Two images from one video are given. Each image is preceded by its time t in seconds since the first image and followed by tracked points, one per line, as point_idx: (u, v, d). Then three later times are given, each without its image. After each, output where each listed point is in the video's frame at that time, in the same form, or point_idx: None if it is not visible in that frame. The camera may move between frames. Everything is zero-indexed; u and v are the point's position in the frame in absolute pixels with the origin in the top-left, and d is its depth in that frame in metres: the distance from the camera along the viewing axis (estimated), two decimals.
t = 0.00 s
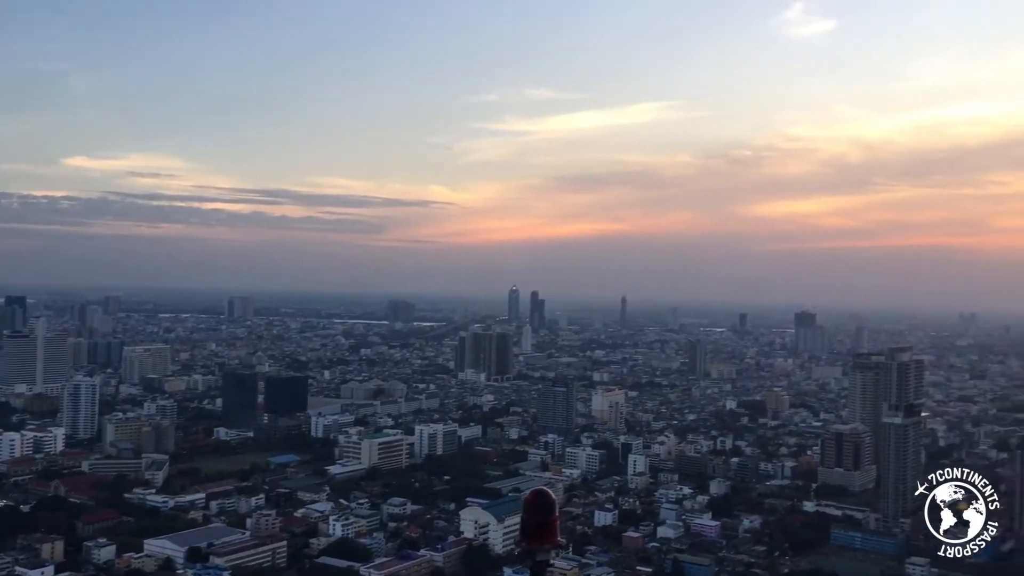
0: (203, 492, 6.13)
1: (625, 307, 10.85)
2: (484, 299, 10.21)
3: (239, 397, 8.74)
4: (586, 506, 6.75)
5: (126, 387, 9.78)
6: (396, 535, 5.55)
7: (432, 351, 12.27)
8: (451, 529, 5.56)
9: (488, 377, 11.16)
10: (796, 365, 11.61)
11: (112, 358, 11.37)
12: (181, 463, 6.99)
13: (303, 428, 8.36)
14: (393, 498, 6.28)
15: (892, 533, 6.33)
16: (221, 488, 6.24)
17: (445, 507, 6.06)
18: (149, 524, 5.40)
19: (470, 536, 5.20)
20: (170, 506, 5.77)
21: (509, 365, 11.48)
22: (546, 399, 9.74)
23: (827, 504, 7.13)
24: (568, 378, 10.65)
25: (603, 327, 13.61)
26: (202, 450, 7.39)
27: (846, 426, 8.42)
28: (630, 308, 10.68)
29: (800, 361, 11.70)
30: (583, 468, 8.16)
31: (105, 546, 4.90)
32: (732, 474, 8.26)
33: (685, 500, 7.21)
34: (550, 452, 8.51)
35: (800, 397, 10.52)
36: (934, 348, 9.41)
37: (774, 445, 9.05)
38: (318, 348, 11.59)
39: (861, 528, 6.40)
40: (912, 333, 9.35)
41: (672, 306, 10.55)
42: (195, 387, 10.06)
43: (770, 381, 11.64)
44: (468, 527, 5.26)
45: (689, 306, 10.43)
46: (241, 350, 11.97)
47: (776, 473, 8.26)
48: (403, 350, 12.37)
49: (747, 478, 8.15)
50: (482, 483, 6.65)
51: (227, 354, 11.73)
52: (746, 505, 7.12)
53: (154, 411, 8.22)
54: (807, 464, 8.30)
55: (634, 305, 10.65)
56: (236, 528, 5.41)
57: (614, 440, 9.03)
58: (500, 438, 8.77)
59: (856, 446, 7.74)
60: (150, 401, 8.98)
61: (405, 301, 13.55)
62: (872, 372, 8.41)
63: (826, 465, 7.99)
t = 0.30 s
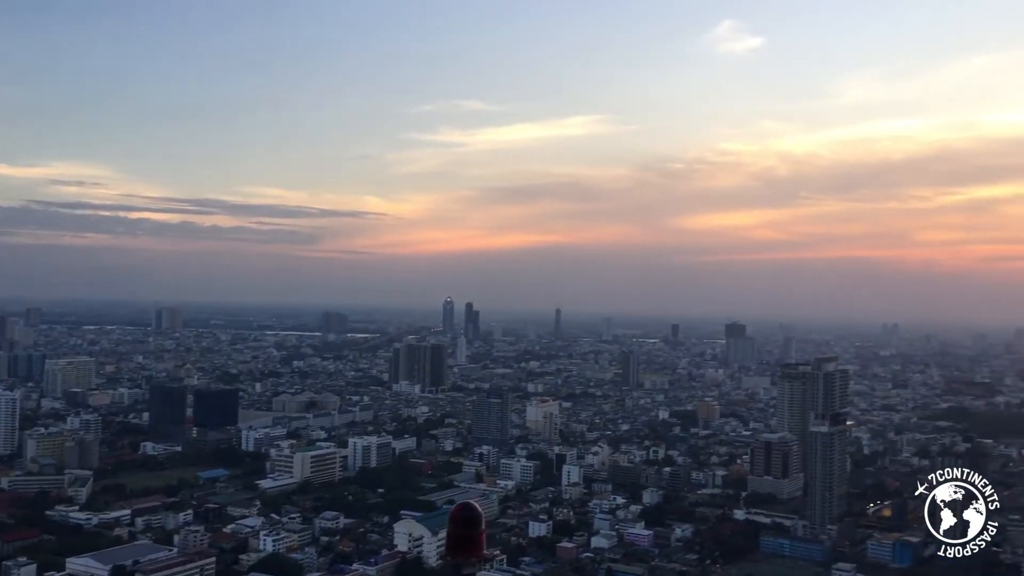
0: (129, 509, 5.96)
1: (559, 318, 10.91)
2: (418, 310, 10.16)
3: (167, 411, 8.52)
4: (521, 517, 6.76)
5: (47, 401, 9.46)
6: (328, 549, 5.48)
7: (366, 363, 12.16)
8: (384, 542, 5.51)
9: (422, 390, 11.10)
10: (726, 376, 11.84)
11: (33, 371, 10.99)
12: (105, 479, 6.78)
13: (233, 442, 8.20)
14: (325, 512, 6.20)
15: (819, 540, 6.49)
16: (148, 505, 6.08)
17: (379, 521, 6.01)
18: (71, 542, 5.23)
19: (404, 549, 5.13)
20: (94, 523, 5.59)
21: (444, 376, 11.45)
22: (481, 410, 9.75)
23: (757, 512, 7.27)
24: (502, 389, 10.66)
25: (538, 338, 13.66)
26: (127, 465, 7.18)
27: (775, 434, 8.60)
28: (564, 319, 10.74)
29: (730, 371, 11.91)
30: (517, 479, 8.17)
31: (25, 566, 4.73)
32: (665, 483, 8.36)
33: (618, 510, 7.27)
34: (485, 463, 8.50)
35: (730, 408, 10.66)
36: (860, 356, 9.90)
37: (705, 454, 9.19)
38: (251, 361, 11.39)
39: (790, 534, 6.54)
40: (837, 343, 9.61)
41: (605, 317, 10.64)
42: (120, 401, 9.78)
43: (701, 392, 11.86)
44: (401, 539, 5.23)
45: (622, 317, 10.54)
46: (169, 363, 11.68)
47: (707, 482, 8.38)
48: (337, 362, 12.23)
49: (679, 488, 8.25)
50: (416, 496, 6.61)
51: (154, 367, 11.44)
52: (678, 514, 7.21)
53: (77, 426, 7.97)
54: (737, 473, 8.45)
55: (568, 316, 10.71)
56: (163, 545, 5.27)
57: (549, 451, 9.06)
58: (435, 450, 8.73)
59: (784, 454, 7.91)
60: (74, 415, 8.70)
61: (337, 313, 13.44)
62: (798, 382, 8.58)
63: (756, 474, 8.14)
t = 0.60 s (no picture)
0: (48, 523, 5.77)
1: (492, 327, 10.92)
2: (350, 319, 10.06)
3: (88, 423, 8.25)
4: (453, 527, 6.74)
5: None
6: (257, 562, 5.38)
7: (296, 372, 11.99)
8: (314, 553, 5.43)
9: (354, 399, 11.01)
10: (656, 383, 12.03)
11: None
12: (23, 493, 6.55)
13: (158, 453, 8.00)
14: (253, 524, 6.09)
15: (747, 544, 6.62)
16: (68, 519, 5.89)
17: (309, 532, 5.92)
18: None
19: (335, 560, 5.06)
20: (10, 539, 5.38)
21: (376, 385, 11.38)
22: (414, 419, 9.71)
23: (687, 518, 7.37)
24: (435, 398, 10.61)
25: (470, 347, 13.65)
26: (46, 478, 6.94)
27: (704, 441, 8.75)
28: (497, 327, 10.75)
29: (661, 379, 12.08)
30: (450, 488, 8.15)
31: None
32: (596, 490, 8.43)
33: (550, 518, 7.30)
34: (417, 473, 8.45)
35: (662, 416, 10.84)
36: (785, 364, 10.20)
37: (636, 461, 9.30)
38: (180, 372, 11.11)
39: (719, 539, 6.66)
40: (763, 351, 9.83)
41: (538, 326, 10.69)
42: (39, 413, 9.44)
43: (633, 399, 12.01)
44: (332, 551, 5.16)
45: (555, 326, 10.61)
46: (91, 373, 11.32)
47: (638, 488, 8.48)
48: (266, 371, 12.03)
49: (610, 494, 8.33)
50: (347, 506, 6.54)
51: (75, 377, 11.07)
52: (610, 521, 7.28)
53: None
54: (667, 479, 8.57)
55: (500, 325, 10.72)
56: (84, 561, 5.11)
57: (481, 459, 9.05)
58: (366, 459, 8.65)
59: (713, 461, 8.07)
60: None
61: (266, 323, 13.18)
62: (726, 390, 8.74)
63: (686, 480, 8.26)
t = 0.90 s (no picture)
0: None
1: (426, 332, 10.87)
2: (283, 324, 9.91)
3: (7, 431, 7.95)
4: (385, 533, 6.69)
5: None
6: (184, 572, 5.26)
7: (226, 378, 11.79)
8: (243, 562, 5.33)
9: (286, 405, 10.99)
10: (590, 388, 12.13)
11: None
12: None
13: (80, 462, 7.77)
14: (181, 533, 5.96)
15: (678, 546, 6.72)
16: None
17: (238, 540, 5.81)
18: None
19: (266, 569, 4.97)
20: None
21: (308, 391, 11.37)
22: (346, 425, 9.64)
23: (619, 521, 7.45)
24: (368, 404, 10.52)
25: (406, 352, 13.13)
26: None
27: (636, 444, 8.86)
28: (431, 332, 10.70)
29: (594, 384, 12.33)
30: (383, 495, 8.09)
31: None
32: (530, 494, 8.46)
33: (484, 523, 7.30)
34: (350, 479, 8.38)
35: (594, 419, 11.11)
36: (716, 368, 10.41)
37: (569, 465, 9.37)
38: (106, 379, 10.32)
39: (650, 542, 6.74)
40: (694, 355, 10.00)
41: (472, 330, 10.69)
42: None
43: (567, 404, 12.11)
44: (263, 559, 5.07)
45: (489, 331, 10.62)
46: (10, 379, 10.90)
47: (571, 492, 8.55)
48: (194, 375, 11.77)
49: (544, 498, 8.37)
50: (278, 514, 6.44)
51: None
52: (543, 525, 7.31)
53: None
54: (600, 483, 8.66)
55: (434, 330, 10.68)
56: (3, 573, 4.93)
57: (415, 465, 9.01)
58: (298, 466, 8.53)
59: (646, 464, 8.18)
60: None
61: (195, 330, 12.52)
62: (658, 394, 8.87)
63: (618, 483, 8.35)
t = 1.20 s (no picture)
0: None
1: (363, 334, 10.78)
2: (216, 326, 9.73)
3: None
4: (321, 537, 6.63)
5: None
6: None
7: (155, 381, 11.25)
8: (173, 569, 5.21)
9: (218, 407, 10.93)
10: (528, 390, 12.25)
11: None
12: None
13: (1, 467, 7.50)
14: (109, 540, 5.81)
15: (613, 545, 6.79)
16: None
17: (168, 547, 5.69)
18: None
19: None
20: None
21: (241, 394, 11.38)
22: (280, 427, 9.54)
23: (556, 521, 7.50)
24: (304, 407, 10.39)
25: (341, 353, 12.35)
26: None
27: (572, 445, 8.94)
28: (368, 334, 10.62)
29: (531, 385, 12.46)
30: (317, 498, 8.00)
31: None
32: (466, 496, 8.47)
33: (420, 525, 7.28)
34: (284, 482, 8.27)
35: (532, 420, 11.25)
36: (652, 368, 10.55)
37: (506, 466, 9.41)
38: (23, 380, 9.36)
39: (586, 542, 6.80)
40: (630, 356, 10.12)
41: (409, 333, 10.65)
42: None
43: (504, 406, 12.14)
44: (195, 566, 4.96)
45: (427, 333, 10.58)
46: None
47: (508, 493, 8.58)
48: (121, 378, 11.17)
49: (480, 499, 8.39)
50: (210, 519, 6.33)
51: None
52: (480, 527, 7.32)
53: None
54: (537, 484, 8.70)
55: (371, 332, 10.60)
56: None
57: (350, 467, 8.93)
58: (230, 470, 8.39)
59: (582, 465, 8.26)
60: None
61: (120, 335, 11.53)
62: (594, 395, 8.95)
63: (555, 484, 8.40)
